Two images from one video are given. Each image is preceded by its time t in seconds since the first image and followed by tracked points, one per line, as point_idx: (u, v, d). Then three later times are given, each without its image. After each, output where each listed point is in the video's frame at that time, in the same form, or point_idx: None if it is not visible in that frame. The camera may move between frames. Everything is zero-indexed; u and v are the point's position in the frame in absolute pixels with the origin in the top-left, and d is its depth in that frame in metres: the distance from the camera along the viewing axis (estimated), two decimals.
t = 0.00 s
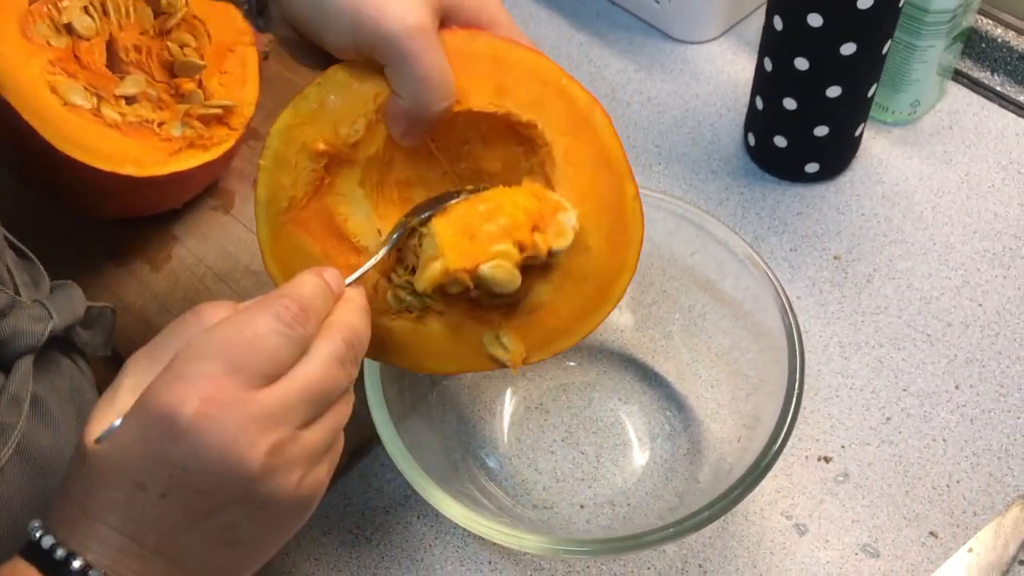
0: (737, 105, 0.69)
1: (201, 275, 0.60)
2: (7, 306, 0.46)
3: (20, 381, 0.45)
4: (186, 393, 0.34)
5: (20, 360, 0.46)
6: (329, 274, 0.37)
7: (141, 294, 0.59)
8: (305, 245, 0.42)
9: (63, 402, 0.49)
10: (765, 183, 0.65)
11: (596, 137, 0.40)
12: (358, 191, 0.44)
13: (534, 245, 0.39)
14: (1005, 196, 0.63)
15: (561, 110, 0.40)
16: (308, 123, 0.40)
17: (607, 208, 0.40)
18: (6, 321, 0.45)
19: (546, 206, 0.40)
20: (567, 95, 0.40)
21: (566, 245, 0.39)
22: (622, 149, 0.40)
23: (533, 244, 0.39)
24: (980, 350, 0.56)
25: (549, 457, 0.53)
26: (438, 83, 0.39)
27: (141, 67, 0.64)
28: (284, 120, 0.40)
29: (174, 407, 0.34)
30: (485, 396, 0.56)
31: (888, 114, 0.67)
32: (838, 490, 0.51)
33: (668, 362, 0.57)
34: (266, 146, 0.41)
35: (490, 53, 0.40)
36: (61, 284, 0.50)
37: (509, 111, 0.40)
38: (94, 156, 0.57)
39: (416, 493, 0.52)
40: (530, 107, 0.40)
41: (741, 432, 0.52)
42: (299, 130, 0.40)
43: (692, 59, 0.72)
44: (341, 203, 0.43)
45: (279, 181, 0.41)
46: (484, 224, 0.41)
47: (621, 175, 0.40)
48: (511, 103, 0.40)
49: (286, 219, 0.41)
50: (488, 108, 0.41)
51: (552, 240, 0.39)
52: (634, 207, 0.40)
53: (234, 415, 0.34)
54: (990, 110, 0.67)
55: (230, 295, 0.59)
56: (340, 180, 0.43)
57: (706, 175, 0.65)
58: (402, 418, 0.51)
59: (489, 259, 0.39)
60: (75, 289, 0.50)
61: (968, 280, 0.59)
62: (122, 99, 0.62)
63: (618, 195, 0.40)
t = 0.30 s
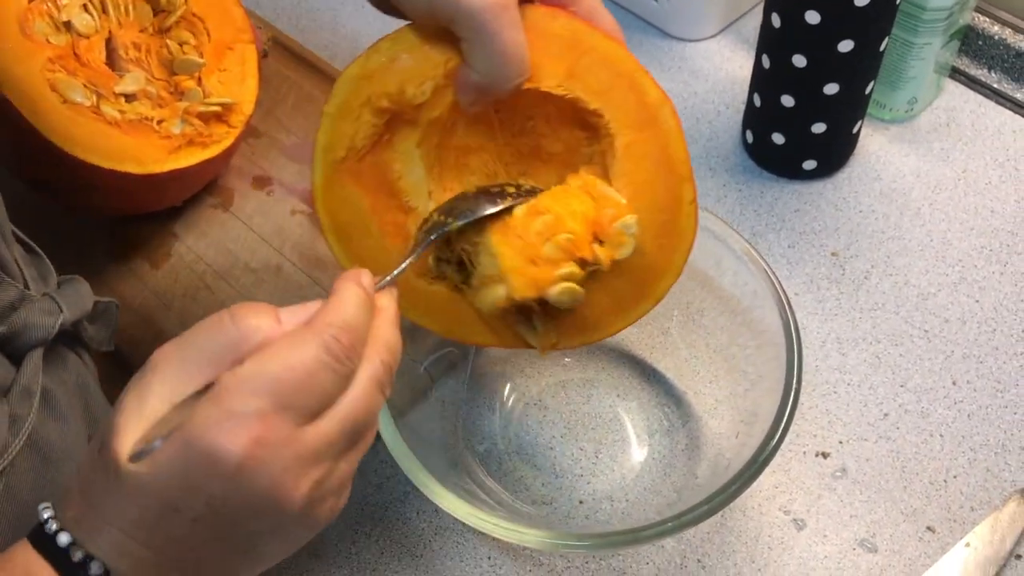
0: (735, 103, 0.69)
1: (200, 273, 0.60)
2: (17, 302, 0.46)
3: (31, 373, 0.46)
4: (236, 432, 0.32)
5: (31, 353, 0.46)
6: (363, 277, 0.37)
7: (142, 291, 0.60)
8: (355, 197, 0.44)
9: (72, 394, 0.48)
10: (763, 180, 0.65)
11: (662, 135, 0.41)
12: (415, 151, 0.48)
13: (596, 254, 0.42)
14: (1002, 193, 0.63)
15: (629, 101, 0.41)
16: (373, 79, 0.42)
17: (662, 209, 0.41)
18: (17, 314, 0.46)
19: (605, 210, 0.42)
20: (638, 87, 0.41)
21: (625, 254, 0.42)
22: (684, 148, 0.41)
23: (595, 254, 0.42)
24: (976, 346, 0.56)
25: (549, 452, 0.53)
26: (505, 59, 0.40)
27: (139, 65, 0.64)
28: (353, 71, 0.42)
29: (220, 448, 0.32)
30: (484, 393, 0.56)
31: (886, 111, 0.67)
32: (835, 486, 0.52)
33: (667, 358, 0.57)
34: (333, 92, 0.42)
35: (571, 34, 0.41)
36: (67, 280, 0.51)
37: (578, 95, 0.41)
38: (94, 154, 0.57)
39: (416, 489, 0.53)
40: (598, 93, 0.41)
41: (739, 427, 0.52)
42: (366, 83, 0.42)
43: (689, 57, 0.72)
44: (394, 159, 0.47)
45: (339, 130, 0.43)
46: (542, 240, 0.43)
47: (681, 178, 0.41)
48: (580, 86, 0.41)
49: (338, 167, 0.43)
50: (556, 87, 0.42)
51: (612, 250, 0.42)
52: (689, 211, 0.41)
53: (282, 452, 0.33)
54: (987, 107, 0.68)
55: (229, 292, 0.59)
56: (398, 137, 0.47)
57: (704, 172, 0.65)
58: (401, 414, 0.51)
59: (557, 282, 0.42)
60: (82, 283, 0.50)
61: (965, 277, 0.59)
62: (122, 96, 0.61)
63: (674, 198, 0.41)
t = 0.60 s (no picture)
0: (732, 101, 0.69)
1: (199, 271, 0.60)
2: (22, 302, 0.45)
3: (33, 374, 0.44)
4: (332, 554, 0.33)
5: (34, 354, 0.45)
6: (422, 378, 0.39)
7: (143, 290, 0.60)
8: (405, 153, 0.44)
9: (75, 395, 0.48)
10: (761, 178, 0.65)
11: (705, 83, 0.40)
12: (458, 103, 0.47)
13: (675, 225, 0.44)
14: (998, 190, 0.63)
15: (672, 52, 0.40)
16: (413, 34, 0.41)
17: (704, 148, 0.41)
18: (22, 315, 0.45)
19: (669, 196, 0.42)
20: (680, 36, 0.40)
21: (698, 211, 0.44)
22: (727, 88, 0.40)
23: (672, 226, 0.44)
24: (973, 342, 0.56)
25: (547, 449, 0.54)
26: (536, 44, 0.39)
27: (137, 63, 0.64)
28: (393, 29, 0.41)
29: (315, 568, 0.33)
30: (482, 391, 0.56)
31: (883, 109, 0.67)
32: (832, 482, 0.52)
33: (664, 356, 0.57)
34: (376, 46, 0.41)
35: None
36: (72, 280, 0.49)
37: (621, 44, 0.40)
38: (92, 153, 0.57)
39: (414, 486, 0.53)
40: (639, 41, 0.40)
41: (737, 423, 0.52)
42: (407, 37, 0.41)
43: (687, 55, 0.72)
44: (439, 112, 0.46)
45: (384, 86, 0.42)
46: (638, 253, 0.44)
47: (723, 123, 0.40)
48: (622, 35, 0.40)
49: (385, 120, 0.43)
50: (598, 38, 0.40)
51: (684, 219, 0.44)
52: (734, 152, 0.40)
53: None
54: (984, 105, 0.68)
55: (227, 290, 0.59)
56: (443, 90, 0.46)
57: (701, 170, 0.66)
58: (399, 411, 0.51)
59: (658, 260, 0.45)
60: (87, 286, 0.49)
61: (962, 274, 0.59)
62: (121, 95, 0.61)
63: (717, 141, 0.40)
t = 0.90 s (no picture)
0: (732, 101, 0.69)
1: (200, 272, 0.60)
2: (26, 300, 0.42)
3: (39, 372, 0.41)
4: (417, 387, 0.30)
5: (37, 354, 0.42)
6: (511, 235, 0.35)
7: (143, 292, 0.60)
8: (400, 167, 0.44)
9: (80, 393, 0.45)
10: (760, 178, 0.65)
11: (699, 169, 0.39)
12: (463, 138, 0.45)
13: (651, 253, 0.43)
14: (998, 191, 0.63)
15: (672, 133, 0.39)
16: (425, 62, 0.41)
17: (687, 237, 0.40)
18: (27, 313, 0.41)
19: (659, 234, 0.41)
20: (683, 120, 0.39)
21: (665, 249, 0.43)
22: (723, 187, 0.39)
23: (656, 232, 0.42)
24: (972, 342, 0.57)
25: (549, 450, 0.54)
26: (553, 72, 0.38)
27: (139, 65, 0.64)
28: (408, 53, 0.41)
29: (403, 385, 0.30)
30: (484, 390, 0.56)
31: (883, 110, 0.67)
32: (833, 482, 0.52)
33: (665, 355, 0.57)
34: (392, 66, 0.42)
35: (624, 54, 0.39)
36: (75, 279, 0.47)
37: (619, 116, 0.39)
38: (93, 154, 0.57)
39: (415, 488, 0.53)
40: (641, 117, 0.39)
41: (738, 423, 0.52)
42: (418, 63, 0.41)
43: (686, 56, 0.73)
44: (441, 143, 0.45)
45: (393, 104, 0.43)
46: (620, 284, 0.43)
47: (713, 218, 0.39)
48: (625, 108, 0.39)
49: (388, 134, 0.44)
50: (601, 102, 0.39)
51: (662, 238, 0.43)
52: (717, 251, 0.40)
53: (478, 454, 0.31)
54: (983, 106, 0.68)
55: (228, 291, 0.59)
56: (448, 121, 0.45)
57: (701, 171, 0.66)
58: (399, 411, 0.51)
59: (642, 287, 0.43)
60: (90, 284, 0.47)
61: (961, 274, 0.60)
62: (122, 97, 0.61)
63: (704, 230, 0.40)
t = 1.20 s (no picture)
0: (732, 103, 0.69)
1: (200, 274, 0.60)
2: (31, 303, 0.41)
3: (45, 375, 0.40)
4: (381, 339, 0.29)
5: (43, 357, 0.41)
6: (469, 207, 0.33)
7: (143, 294, 0.60)
8: (389, 139, 0.42)
9: (85, 395, 0.44)
10: (761, 180, 0.65)
11: (668, 217, 0.37)
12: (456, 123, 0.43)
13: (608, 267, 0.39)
14: (998, 192, 0.63)
15: (648, 175, 0.37)
16: (438, 39, 0.39)
17: (637, 290, 0.39)
18: (32, 316, 0.41)
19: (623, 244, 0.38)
20: (664, 163, 0.37)
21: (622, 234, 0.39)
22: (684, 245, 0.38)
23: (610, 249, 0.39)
24: (973, 344, 0.57)
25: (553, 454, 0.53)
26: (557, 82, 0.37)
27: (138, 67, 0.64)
28: (422, 25, 0.39)
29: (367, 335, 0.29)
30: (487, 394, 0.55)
31: (883, 111, 0.67)
32: (834, 483, 0.52)
33: (666, 357, 0.57)
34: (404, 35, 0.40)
35: (625, 83, 0.37)
36: (78, 282, 0.47)
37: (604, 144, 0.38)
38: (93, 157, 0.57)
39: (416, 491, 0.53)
40: (622, 151, 0.38)
41: (739, 425, 0.52)
42: (430, 38, 0.39)
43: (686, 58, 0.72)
44: (432, 122, 0.43)
45: (395, 74, 0.41)
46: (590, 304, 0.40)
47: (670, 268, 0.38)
48: (610, 139, 0.38)
49: (385, 103, 0.41)
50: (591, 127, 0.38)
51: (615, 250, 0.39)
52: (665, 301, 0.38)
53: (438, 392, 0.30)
54: (983, 107, 0.68)
55: (228, 293, 0.59)
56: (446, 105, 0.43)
57: (701, 172, 0.66)
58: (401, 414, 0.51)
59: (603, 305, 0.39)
60: (95, 287, 0.47)
61: (962, 275, 0.60)
62: (121, 99, 0.61)
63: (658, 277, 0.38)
